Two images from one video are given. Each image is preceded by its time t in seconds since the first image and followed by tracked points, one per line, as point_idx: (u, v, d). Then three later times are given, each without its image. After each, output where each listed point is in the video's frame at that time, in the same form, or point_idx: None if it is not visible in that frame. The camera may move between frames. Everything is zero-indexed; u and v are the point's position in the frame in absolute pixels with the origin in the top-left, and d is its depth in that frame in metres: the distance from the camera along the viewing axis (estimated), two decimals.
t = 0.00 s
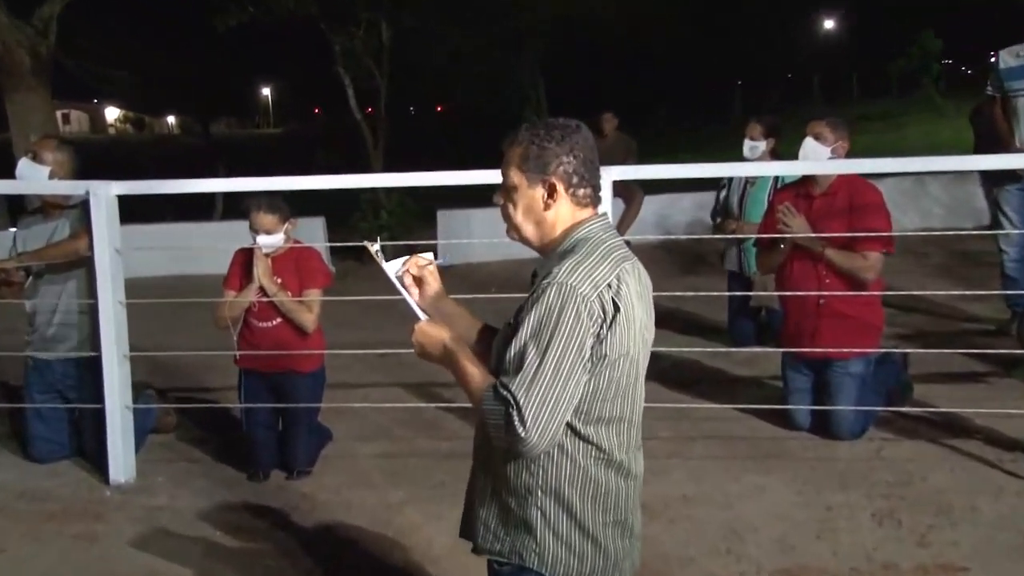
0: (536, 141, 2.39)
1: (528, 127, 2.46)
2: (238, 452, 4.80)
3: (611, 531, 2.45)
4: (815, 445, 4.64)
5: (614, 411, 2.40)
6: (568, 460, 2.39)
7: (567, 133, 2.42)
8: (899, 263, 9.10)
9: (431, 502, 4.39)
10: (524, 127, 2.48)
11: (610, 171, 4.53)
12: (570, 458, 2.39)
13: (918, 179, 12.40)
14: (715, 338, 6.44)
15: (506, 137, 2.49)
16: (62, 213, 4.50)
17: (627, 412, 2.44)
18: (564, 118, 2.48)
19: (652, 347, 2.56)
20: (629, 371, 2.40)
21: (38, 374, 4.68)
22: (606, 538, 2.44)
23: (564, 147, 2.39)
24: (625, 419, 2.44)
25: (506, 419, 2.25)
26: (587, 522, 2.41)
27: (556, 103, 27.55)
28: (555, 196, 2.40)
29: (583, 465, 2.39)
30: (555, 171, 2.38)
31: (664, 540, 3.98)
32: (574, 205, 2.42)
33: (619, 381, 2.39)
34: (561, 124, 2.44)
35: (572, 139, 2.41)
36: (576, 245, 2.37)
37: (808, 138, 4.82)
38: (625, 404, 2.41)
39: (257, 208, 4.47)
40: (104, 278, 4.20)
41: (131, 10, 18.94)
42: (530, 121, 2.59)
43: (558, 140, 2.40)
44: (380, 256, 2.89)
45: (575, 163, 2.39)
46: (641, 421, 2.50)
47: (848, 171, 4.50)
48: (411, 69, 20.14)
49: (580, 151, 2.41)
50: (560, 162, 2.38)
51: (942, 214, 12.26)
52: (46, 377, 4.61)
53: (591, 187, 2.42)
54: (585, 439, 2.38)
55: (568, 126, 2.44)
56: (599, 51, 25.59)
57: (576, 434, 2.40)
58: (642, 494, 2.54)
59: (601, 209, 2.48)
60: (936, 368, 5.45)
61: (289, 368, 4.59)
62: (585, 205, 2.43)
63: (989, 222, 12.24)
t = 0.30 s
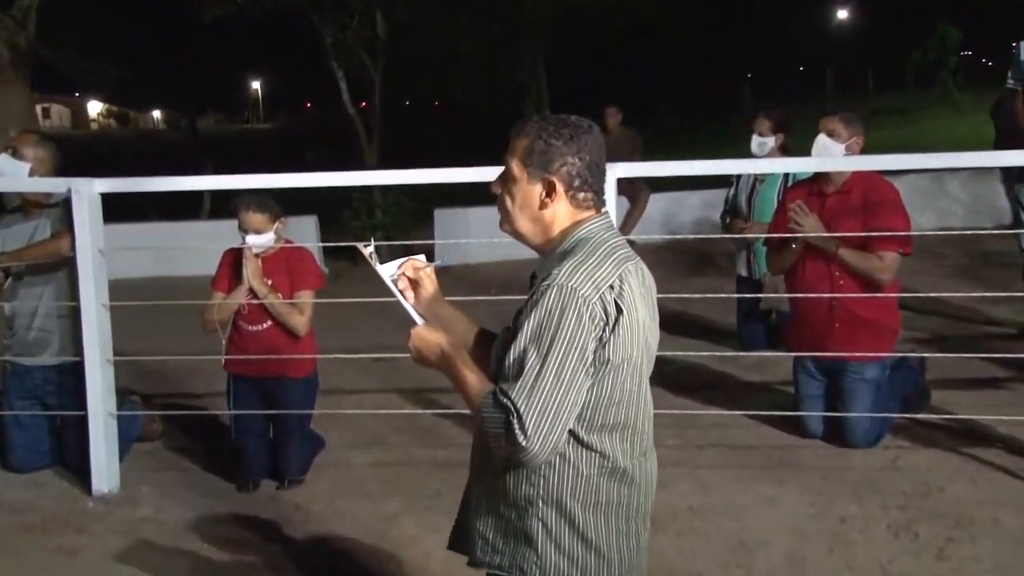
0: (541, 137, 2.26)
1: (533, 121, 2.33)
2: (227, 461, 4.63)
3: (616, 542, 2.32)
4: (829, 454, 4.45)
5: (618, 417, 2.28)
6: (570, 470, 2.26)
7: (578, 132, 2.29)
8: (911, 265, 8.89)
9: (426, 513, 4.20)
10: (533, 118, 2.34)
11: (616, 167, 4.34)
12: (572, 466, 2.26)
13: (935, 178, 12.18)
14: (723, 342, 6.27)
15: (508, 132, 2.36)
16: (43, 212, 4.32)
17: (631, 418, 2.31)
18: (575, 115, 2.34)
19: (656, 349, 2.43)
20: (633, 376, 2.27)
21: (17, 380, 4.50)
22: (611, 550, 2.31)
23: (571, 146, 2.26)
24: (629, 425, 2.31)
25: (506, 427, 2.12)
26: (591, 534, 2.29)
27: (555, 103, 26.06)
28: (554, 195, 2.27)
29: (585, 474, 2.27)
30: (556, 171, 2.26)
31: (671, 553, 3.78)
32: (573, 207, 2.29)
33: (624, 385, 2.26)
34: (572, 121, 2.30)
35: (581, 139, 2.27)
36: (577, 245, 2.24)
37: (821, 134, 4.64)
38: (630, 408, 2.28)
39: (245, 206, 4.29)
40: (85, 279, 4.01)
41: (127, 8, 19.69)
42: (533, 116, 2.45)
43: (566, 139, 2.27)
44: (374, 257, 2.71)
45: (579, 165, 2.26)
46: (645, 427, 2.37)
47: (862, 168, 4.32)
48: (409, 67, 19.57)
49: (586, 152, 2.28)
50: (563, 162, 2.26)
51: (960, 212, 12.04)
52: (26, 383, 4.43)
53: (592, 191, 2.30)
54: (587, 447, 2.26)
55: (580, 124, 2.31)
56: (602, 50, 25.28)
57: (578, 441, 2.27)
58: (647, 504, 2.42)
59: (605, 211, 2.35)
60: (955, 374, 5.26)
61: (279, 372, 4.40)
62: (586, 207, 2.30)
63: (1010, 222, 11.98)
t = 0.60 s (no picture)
0: (547, 132, 2.12)
1: (537, 118, 2.19)
2: (214, 471, 4.44)
3: (620, 557, 2.18)
4: (844, 464, 4.27)
5: (621, 422, 2.13)
6: (570, 479, 2.12)
7: (587, 131, 2.14)
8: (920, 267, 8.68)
9: (422, 525, 4.01)
10: (543, 112, 2.21)
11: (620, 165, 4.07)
12: (572, 476, 2.12)
13: (953, 175, 12.01)
14: (730, 346, 6.11)
15: (512, 128, 2.22)
16: (23, 211, 4.15)
17: (634, 425, 2.16)
18: (584, 112, 2.20)
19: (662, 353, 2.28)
20: (636, 381, 2.13)
21: None
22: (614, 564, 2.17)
23: (579, 145, 2.11)
24: (634, 432, 2.16)
25: (504, 434, 1.99)
26: (594, 545, 2.13)
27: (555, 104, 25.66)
28: (555, 193, 2.13)
29: (586, 483, 2.12)
30: (559, 168, 2.11)
31: (678, 567, 3.60)
32: (574, 208, 2.15)
33: (627, 391, 2.12)
34: (581, 118, 2.16)
35: (591, 138, 2.13)
36: (578, 245, 2.10)
37: (833, 131, 4.50)
38: (634, 414, 2.14)
39: (235, 206, 4.11)
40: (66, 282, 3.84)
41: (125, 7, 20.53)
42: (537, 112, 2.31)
43: (573, 136, 2.12)
44: (366, 259, 2.55)
45: (585, 165, 2.12)
46: (651, 435, 2.22)
47: (878, 166, 4.15)
48: (408, 66, 19.09)
49: (595, 153, 2.13)
50: (568, 160, 2.11)
51: (976, 210, 11.87)
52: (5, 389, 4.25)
53: (597, 192, 2.15)
54: (589, 455, 2.11)
55: (591, 122, 2.16)
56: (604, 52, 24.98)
57: (579, 450, 2.12)
58: (653, 512, 2.26)
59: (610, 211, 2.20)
60: (971, 381, 5.08)
61: (269, 379, 4.22)
62: (588, 208, 2.15)
63: None
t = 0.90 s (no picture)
0: (534, 129, 1.95)
1: (525, 112, 2.01)
2: (201, 482, 4.27)
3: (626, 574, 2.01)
4: (858, 475, 4.09)
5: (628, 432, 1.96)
6: (574, 491, 1.95)
7: (571, 119, 1.97)
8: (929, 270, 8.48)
9: (416, 538, 3.83)
10: (521, 111, 2.03)
11: (624, 161, 3.87)
12: (576, 490, 1.95)
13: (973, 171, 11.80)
14: (739, 351, 5.95)
15: (500, 123, 2.05)
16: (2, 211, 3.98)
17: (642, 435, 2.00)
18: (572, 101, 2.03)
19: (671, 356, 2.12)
20: (643, 387, 1.97)
21: None
22: None
23: (567, 137, 1.94)
24: (641, 441, 2.00)
25: (504, 444, 1.82)
26: (598, 560, 1.97)
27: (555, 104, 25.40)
28: (553, 190, 1.96)
29: (591, 495, 1.95)
30: (553, 164, 1.94)
31: None
32: (575, 203, 1.99)
33: (635, 398, 1.95)
34: (567, 109, 1.99)
35: (576, 126, 1.96)
36: (582, 244, 1.94)
37: (847, 128, 4.36)
38: (641, 422, 1.98)
39: (222, 205, 3.92)
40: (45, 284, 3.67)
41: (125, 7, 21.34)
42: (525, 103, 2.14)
43: (560, 128, 1.95)
44: (360, 258, 2.37)
45: (579, 155, 1.94)
46: (657, 444, 2.05)
47: (895, 164, 3.98)
48: (407, 64, 18.86)
49: (585, 139, 1.96)
50: (561, 153, 1.94)
51: (996, 208, 11.70)
52: None
53: (596, 182, 1.98)
54: (594, 467, 1.94)
55: (572, 109, 2.00)
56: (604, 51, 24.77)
57: (585, 461, 1.95)
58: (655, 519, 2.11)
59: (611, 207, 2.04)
60: (990, 388, 4.89)
61: (258, 386, 4.04)
62: (589, 202, 1.99)
63: None
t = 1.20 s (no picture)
0: (527, 129, 1.86)
1: (519, 113, 1.92)
2: (189, 495, 4.09)
3: None
4: (874, 489, 3.91)
5: (634, 440, 1.87)
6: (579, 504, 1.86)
7: (565, 116, 1.88)
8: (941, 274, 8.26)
9: (410, 554, 3.65)
10: (515, 112, 1.94)
11: (630, 160, 3.67)
12: (582, 503, 1.86)
13: (997, 170, 11.57)
14: (750, 359, 5.79)
15: (494, 126, 1.96)
16: None
17: (649, 443, 1.91)
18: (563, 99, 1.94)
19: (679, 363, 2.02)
20: (650, 394, 1.88)
21: None
22: None
23: (561, 135, 1.85)
24: (647, 450, 1.91)
25: (507, 457, 1.73)
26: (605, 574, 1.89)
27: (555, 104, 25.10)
28: (553, 191, 1.87)
29: (597, 508, 1.86)
30: (551, 163, 1.85)
31: None
32: (577, 203, 1.88)
33: (642, 405, 1.86)
34: (559, 105, 1.90)
35: (571, 123, 1.87)
36: (585, 248, 1.84)
37: (863, 126, 4.19)
38: (650, 430, 1.89)
39: (210, 206, 3.75)
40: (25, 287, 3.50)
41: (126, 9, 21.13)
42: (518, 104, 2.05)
43: (554, 127, 1.86)
44: (359, 261, 2.22)
45: (576, 153, 1.85)
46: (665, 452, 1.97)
47: (912, 164, 3.82)
48: (406, 61, 18.56)
49: (581, 136, 1.87)
50: (558, 152, 1.85)
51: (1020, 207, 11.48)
52: None
53: (597, 179, 1.89)
54: (601, 479, 1.85)
55: (566, 106, 1.90)
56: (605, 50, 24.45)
57: (591, 472, 1.86)
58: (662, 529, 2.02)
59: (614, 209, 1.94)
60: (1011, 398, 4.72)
61: (249, 395, 3.88)
62: (590, 202, 1.89)
63: None
